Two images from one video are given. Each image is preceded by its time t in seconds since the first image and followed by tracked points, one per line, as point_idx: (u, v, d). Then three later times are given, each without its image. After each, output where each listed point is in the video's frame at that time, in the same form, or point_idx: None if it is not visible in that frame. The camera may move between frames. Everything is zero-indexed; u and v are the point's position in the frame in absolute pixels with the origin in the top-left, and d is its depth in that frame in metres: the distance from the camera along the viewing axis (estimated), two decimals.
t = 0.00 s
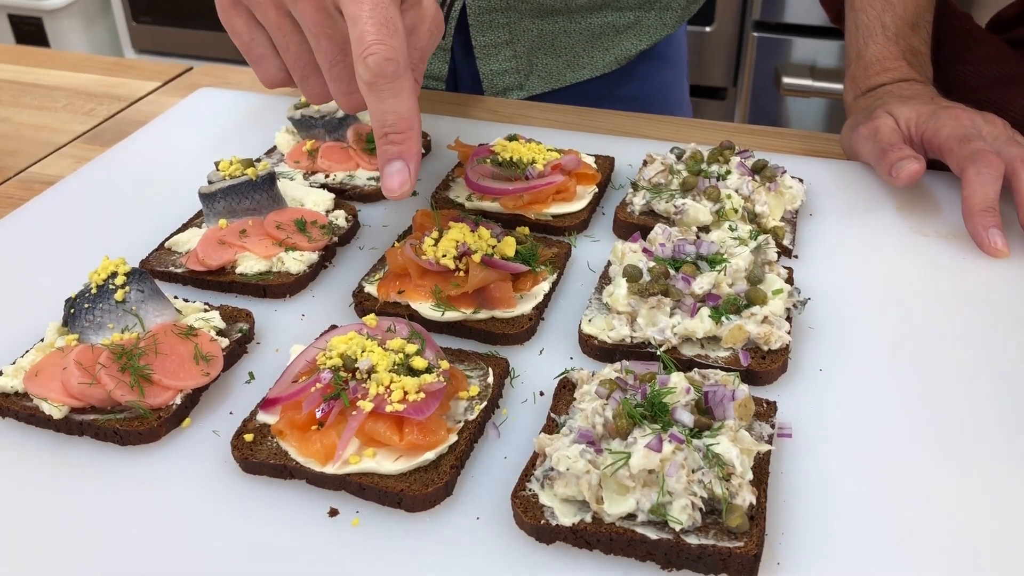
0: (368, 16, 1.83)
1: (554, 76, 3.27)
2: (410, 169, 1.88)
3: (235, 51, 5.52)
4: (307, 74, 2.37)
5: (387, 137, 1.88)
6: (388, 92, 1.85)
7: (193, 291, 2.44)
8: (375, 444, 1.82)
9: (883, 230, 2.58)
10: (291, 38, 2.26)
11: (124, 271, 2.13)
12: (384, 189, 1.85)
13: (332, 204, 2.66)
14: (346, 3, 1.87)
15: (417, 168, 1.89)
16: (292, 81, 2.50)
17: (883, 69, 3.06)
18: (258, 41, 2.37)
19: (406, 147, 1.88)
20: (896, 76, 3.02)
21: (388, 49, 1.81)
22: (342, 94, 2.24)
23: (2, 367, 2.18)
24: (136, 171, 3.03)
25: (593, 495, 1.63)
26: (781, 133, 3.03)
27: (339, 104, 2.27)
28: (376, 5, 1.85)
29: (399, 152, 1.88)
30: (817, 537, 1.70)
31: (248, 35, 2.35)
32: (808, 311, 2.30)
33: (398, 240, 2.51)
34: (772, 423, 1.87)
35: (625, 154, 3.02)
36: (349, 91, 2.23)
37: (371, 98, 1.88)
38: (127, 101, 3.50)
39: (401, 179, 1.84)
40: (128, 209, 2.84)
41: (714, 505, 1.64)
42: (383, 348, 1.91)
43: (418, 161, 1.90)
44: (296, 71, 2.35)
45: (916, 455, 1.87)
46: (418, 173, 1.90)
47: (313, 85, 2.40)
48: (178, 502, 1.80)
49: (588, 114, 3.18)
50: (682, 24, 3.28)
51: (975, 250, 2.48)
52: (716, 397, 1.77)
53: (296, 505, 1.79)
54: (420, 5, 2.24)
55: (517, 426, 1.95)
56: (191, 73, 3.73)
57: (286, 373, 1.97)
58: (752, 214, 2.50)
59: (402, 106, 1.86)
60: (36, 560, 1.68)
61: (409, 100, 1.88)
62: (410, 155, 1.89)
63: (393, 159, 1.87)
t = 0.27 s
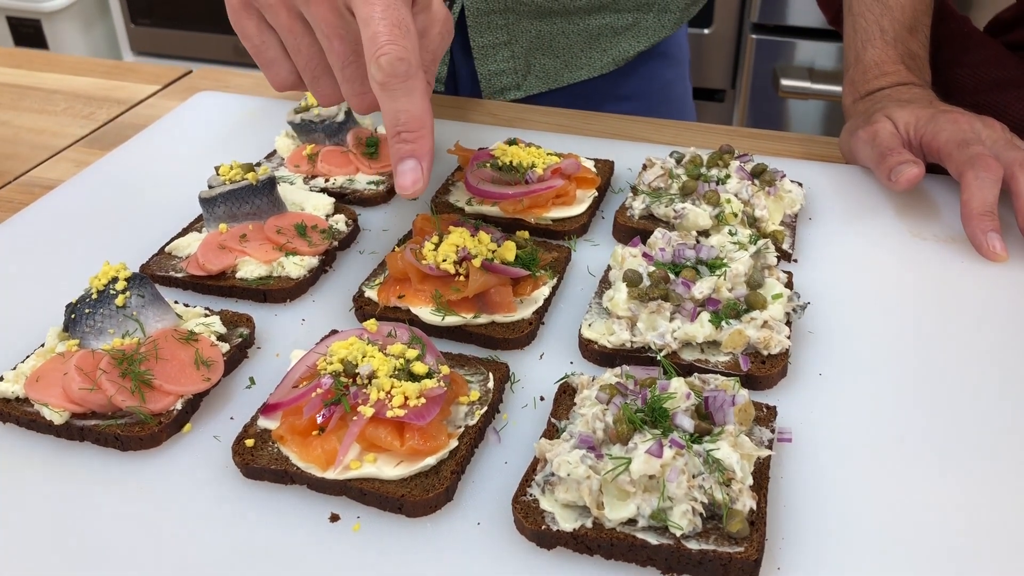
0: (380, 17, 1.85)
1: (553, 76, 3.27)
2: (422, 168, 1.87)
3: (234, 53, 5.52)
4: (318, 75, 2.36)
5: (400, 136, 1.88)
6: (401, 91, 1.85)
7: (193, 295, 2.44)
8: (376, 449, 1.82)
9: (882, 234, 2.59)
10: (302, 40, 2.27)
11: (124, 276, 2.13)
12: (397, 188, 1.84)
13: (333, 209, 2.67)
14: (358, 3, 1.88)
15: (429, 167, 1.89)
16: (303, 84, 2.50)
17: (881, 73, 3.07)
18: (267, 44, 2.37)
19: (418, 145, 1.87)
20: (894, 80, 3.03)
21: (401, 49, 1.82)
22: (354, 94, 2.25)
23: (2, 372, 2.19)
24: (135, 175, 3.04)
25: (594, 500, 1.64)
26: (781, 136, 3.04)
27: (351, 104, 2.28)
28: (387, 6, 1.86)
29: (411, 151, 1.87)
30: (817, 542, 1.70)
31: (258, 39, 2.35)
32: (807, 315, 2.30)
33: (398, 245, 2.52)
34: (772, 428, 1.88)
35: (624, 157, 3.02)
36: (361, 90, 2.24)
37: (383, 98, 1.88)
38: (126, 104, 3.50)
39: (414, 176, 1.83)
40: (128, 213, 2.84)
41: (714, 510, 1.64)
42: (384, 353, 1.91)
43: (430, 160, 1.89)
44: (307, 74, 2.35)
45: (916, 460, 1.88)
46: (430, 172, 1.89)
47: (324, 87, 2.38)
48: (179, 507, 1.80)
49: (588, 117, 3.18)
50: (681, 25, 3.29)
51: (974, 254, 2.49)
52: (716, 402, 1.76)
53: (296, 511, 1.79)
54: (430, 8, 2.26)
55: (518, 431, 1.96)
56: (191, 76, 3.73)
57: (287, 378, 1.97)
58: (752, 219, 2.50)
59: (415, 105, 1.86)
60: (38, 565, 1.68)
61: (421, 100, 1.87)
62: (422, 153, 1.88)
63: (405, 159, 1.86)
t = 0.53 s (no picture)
0: (362, 24, 1.86)
1: (554, 84, 3.29)
2: (400, 173, 1.87)
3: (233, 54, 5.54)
4: (303, 78, 2.38)
5: (378, 142, 1.87)
6: (381, 98, 1.85)
7: (193, 297, 2.46)
8: (375, 449, 1.83)
9: (879, 236, 2.60)
10: (287, 44, 2.28)
11: (124, 278, 2.15)
12: (375, 193, 1.84)
13: (332, 210, 2.68)
14: (340, 10, 1.89)
15: (408, 173, 1.88)
16: (288, 88, 2.53)
17: (879, 76, 3.08)
18: (253, 48, 2.38)
19: (397, 151, 1.87)
20: (892, 83, 3.04)
21: (382, 56, 1.83)
22: (338, 98, 2.26)
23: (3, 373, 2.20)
24: (135, 177, 3.05)
25: (591, 501, 1.65)
26: (778, 138, 3.05)
27: (334, 108, 2.29)
28: (370, 14, 1.87)
29: (390, 156, 1.86)
30: (814, 542, 1.71)
31: (244, 43, 2.36)
32: (804, 316, 2.32)
33: (397, 246, 2.53)
34: (768, 429, 1.89)
35: (622, 159, 3.03)
36: (344, 94, 2.25)
37: (363, 104, 1.87)
38: (126, 107, 3.51)
39: (391, 182, 1.83)
40: (128, 215, 2.85)
41: (711, 510, 1.65)
42: (382, 354, 1.92)
43: (409, 166, 1.88)
44: (292, 78, 2.37)
45: (912, 461, 1.89)
46: (408, 178, 1.88)
47: (308, 90, 2.41)
48: (179, 508, 1.81)
49: (586, 119, 3.20)
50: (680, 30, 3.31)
51: (971, 256, 2.50)
52: (712, 403, 1.78)
53: (296, 511, 1.80)
54: (416, 17, 2.26)
55: (516, 432, 1.97)
56: (190, 78, 3.74)
57: (286, 379, 1.98)
58: (749, 220, 2.52)
59: (394, 112, 1.85)
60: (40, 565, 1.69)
61: (401, 107, 1.87)
62: (400, 159, 1.87)
63: (383, 164, 1.86)
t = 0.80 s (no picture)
0: (357, 31, 1.86)
1: (551, 82, 3.30)
2: (393, 181, 1.89)
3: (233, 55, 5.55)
4: (298, 85, 2.37)
5: (371, 149, 1.90)
6: (374, 105, 1.87)
7: (194, 297, 2.47)
8: (374, 448, 1.84)
9: (876, 236, 2.61)
10: (282, 51, 2.29)
11: (125, 278, 2.16)
12: (368, 199, 1.85)
13: (332, 211, 2.69)
14: (335, 18, 1.90)
15: (401, 180, 1.91)
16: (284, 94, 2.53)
17: (876, 77, 3.09)
18: (250, 54, 2.39)
19: (390, 158, 1.89)
20: (889, 84, 3.05)
21: (375, 64, 1.84)
22: (332, 105, 2.26)
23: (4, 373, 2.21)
24: (136, 178, 3.06)
25: (589, 499, 1.66)
26: (777, 139, 3.06)
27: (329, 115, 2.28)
28: (364, 21, 1.88)
29: (382, 164, 1.89)
30: (810, 540, 1.72)
31: (240, 49, 2.37)
32: (801, 317, 2.33)
33: (397, 246, 2.54)
34: (765, 428, 1.90)
35: (621, 160, 3.04)
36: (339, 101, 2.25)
37: (357, 111, 1.89)
38: (127, 108, 3.52)
39: (384, 189, 1.85)
40: (129, 216, 2.87)
41: (708, 508, 1.66)
42: (382, 354, 1.93)
43: (401, 172, 1.91)
44: (287, 84, 2.36)
45: (908, 460, 1.90)
46: (400, 185, 1.91)
47: (304, 96, 2.39)
48: (180, 506, 1.82)
49: (585, 120, 3.21)
50: (679, 31, 3.32)
51: (968, 256, 2.51)
52: (710, 402, 1.79)
53: (295, 509, 1.81)
54: (411, 25, 2.28)
55: (515, 431, 1.98)
56: (191, 79, 3.75)
57: (286, 378, 1.99)
58: (747, 221, 2.53)
59: (388, 119, 1.88)
60: (41, 564, 1.70)
61: (395, 113, 1.89)
62: (393, 166, 1.90)
63: (376, 171, 1.88)
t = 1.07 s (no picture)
0: None
1: (553, 83, 3.30)
2: (381, 137, 1.94)
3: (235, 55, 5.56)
4: (288, 54, 2.39)
5: (359, 107, 1.93)
6: (360, 60, 1.90)
7: (196, 295, 2.47)
8: (376, 446, 1.85)
9: (877, 236, 2.62)
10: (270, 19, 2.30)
11: (128, 276, 2.16)
12: (358, 158, 1.92)
13: (334, 210, 2.70)
14: None
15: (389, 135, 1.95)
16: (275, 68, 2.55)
17: (877, 77, 3.10)
18: (242, 24, 2.43)
19: (378, 115, 1.93)
20: (890, 84, 3.05)
21: (362, 21, 1.85)
22: (322, 69, 2.28)
23: (7, 371, 2.21)
24: (138, 177, 3.07)
25: (590, 496, 1.66)
26: (778, 139, 3.07)
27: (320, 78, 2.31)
28: None
29: (370, 121, 1.93)
30: (811, 538, 1.73)
31: (233, 17, 2.40)
32: (802, 315, 2.33)
33: (398, 245, 2.55)
34: (766, 426, 1.91)
35: (622, 160, 3.05)
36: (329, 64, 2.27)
37: (344, 68, 1.92)
38: (129, 106, 3.53)
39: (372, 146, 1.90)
40: (131, 214, 2.87)
41: (709, 506, 1.67)
42: (384, 352, 1.94)
43: (389, 128, 1.95)
44: (277, 54, 2.38)
45: (909, 458, 1.90)
46: (389, 142, 1.96)
47: (293, 65, 2.42)
48: (182, 503, 1.83)
49: (586, 120, 3.21)
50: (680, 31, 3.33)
51: (968, 255, 2.52)
52: (711, 400, 1.80)
53: (297, 506, 1.82)
54: None
55: (516, 429, 1.98)
56: (193, 79, 3.76)
57: (288, 376, 2.00)
58: (748, 220, 2.53)
59: (374, 73, 1.90)
60: (44, 561, 1.71)
61: (381, 67, 1.92)
62: (380, 123, 1.95)
63: (363, 130, 1.92)
